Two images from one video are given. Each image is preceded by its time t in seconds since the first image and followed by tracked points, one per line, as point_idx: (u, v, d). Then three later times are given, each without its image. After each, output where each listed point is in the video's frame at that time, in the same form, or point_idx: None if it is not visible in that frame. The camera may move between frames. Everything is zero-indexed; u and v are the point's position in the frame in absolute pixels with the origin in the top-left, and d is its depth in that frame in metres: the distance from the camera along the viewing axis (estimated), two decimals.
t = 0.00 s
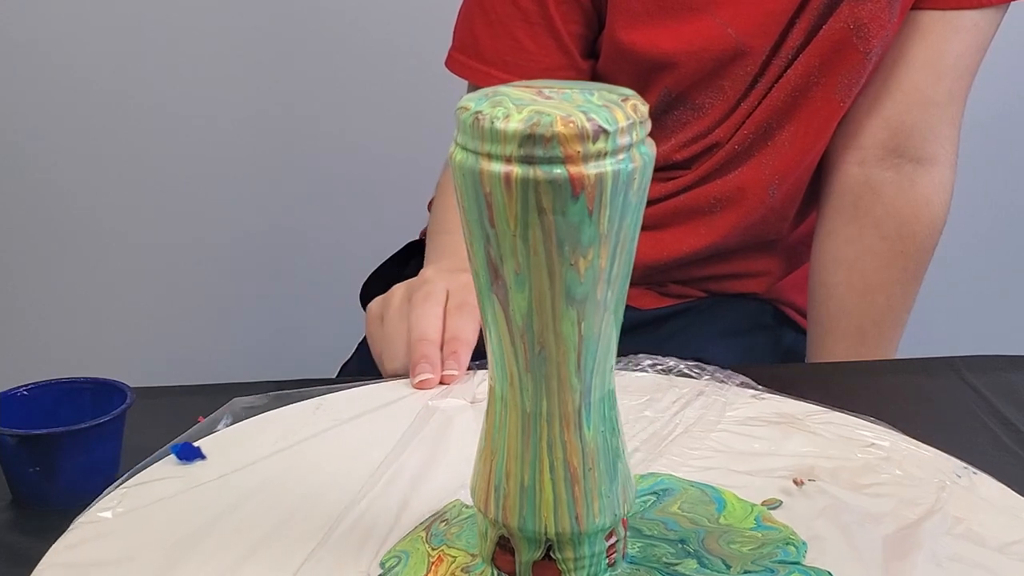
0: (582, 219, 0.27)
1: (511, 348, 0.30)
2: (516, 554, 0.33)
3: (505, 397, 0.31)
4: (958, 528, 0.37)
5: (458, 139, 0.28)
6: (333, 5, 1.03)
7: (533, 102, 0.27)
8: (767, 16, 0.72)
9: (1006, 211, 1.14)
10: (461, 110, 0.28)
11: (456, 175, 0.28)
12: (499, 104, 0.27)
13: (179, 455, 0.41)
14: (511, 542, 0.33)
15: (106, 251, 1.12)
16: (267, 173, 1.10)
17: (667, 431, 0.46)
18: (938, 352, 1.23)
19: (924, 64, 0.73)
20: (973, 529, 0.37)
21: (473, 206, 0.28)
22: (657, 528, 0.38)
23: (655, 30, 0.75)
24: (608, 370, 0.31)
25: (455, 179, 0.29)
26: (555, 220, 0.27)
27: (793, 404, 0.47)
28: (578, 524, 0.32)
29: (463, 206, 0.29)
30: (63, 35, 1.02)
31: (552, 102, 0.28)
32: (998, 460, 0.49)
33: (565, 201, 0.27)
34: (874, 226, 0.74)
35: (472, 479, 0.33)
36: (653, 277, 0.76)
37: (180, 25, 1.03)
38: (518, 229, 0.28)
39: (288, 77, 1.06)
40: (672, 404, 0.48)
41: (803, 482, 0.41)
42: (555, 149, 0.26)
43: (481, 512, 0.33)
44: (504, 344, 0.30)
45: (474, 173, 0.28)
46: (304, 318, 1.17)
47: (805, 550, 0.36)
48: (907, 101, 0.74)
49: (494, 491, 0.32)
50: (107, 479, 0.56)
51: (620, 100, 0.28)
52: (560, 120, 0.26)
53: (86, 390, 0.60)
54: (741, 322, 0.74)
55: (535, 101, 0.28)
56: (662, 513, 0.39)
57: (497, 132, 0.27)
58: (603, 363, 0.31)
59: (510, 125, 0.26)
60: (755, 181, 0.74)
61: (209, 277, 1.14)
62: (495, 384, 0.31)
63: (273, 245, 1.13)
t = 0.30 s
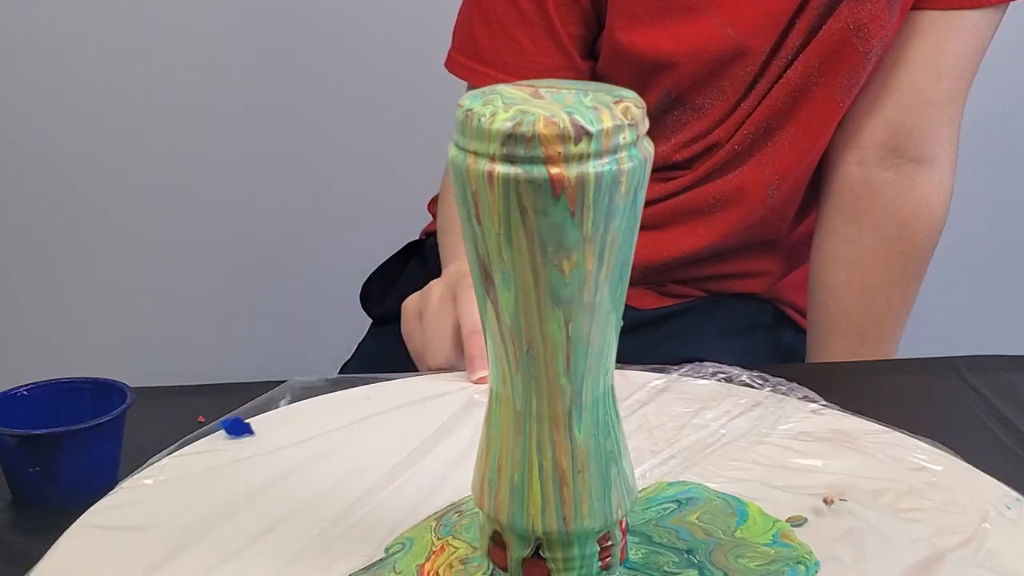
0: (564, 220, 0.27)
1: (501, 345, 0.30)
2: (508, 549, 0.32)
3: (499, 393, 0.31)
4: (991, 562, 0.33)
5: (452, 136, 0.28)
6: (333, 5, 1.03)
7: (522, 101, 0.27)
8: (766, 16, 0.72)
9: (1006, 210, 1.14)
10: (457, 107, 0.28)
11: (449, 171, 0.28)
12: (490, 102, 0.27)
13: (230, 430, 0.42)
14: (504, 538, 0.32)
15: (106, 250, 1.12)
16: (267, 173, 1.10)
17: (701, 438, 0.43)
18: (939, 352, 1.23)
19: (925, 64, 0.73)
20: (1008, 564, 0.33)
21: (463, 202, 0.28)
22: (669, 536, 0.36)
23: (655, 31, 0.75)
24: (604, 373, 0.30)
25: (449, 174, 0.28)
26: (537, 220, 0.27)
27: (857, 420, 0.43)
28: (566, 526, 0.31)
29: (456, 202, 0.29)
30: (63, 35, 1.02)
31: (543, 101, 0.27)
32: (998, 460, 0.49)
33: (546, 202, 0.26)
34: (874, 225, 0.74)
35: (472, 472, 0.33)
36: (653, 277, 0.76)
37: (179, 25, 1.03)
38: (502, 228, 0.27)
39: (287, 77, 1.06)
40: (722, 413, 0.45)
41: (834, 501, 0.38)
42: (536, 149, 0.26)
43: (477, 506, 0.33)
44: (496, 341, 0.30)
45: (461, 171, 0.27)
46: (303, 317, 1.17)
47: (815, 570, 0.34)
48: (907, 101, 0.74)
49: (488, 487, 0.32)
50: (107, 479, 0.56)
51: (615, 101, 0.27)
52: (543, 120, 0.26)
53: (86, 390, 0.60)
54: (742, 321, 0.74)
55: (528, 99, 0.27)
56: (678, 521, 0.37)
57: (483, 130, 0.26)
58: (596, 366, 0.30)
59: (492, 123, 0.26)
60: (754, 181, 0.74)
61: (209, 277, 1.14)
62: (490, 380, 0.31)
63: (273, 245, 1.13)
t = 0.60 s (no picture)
0: (543, 220, 0.27)
1: (492, 340, 0.30)
2: (498, 544, 0.32)
3: (491, 388, 0.31)
4: None
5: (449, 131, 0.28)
6: (332, 5, 1.04)
7: (510, 100, 0.27)
8: (765, 16, 0.73)
9: (1006, 210, 1.14)
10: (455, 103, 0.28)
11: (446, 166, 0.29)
12: (483, 99, 0.27)
13: (293, 406, 0.44)
14: (495, 533, 0.32)
15: (106, 250, 1.12)
16: (266, 173, 1.10)
17: (747, 451, 0.41)
18: (940, 353, 1.23)
19: (924, 63, 0.73)
20: None
21: (454, 197, 0.28)
22: (678, 547, 0.35)
23: (654, 29, 0.75)
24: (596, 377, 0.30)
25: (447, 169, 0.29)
26: (516, 218, 0.27)
27: (931, 449, 0.40)
28: (551, 526, 0.30)
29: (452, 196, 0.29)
30: (63, 35, 1.03)
31: (533, 100, 0.27)
32: (998, 460, 0.50)
33: (524, 201, 0.26)
34: (874, 224, 0.74)
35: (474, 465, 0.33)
36: (653, 277, 0.76)
37: (179, 25, 1.03)
38: (486, 224, 0.27)
39: (286, 77, 1.06)
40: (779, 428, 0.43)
41: (862, 527, 0.36)
42: (514, 148, 0.26)
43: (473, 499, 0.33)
44: (488, 336, 0.30)
45: (451, 167, 0.28)
46: (302, 317, 1.17)
47: None
48: (906, 101, 0.74)
49: (481, 480, 0.32)
50: (107, 479, 0.56)
51: (606, 103, 0.27)
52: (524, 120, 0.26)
53: (86, 390, 0.60)
54: (742, 322, 0.74)
55: (520, 98, 0.27)
56: (691, 532, 0.36)
57: (467, 127, 0.26)
58: (585, 368, 0.29)
59: (475, 121, 0.26)
60: (753, 180, 0.74)
61: (208, 277, 1.14)
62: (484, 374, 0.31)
63: (272, 245, 1.13)
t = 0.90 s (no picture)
0: (525, 219, 0.27)
1: (487, 334, 0.30)
2: (493, 538, 0.33)
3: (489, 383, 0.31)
4: None
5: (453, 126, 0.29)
6: (332, 6, 1.04)
7: (504, 98, 0.27)
8: (766, 15, 0.73)
9: (1007, 211, 1.14)
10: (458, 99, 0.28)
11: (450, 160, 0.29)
12: (481, 97, 0.27)
13: (353, 390, 0.48)
14: (492, 526, 0.32)
15: (106, 251, 1.12)
16: (266, 173, 1.10)
17: (790, 469, 0.41)
18: (942, 354, 1.22)
19: (925, 64, 0.73)
20: None
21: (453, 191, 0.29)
22: (683, 558, 0.35)
23: (655, 28, 0.75)
24: (589, 380, 0.30)
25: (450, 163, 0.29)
26: (500, 216, 0.27)
27: (988, 478, 0.39)
28: (540, 524, 0.31)
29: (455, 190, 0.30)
30: (64, 36, 1.03)
31: (527, 99, 0.27)
32: (997, 459, 0.49)
33: (507, 199, 0.27)
34: (875, 225, 0.74)
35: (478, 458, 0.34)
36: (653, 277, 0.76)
37: (179, 25, 1.03)
38: (475, 220, 0.28)
39: (286, 77, 1.06)
40: (832, 446, 0.42)
41: (881, 554, 0.35)
42: (498, 147, 0.26)
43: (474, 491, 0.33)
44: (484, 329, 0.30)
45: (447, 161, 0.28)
46: (302, 318, 1.17)
47: None
48: (908, 101, 0.74)
49: (478, 472, 0.32)
50: (107, 479, 0.56)
51: (598, 103, 0.27)
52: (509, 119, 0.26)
53: (86, 390, 0.60)
54: (742, 322, 0.73)
55: (516, 96, 0.27)
56: (703, 544, 0.36)
57: (458, 124, 0.27)
58: (576, 369, 0.29)
59: (465, 118, 0.27)
60: (753, 180, 0.74)
61: (208, 277, 1.14)
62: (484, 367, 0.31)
63: (272, 245, 1.13)
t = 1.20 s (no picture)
0: (506, 218, 0.27)
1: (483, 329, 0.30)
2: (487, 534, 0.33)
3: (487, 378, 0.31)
4: None
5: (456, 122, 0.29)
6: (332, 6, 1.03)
7: (496, 96, 0.27)
8: (769, 15, 0.72)
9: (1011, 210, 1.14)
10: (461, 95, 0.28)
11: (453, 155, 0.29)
12: (479, 94, 0.27)
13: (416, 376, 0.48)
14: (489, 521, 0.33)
15: (107, 250, 1.12)
16: (266, 173, 1.10)
17: (832, 491, 0.40)
18: (945, 353, 1.22)
19: (929, 64, 0.73)
20: None
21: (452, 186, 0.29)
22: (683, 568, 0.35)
23: (658, 28, 0.75)
24: (578, 383, 0.29)
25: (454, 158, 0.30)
26: (484, 214, 0.27)
27: None
28: (527, 523, 0.31)
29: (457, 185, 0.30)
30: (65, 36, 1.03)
31: (518, 97, 0.27)
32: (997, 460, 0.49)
33: (488, 198, 0.27)
34: (877, 224, 0.74)
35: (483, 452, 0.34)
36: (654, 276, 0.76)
37: (180, 25, 1.03)
38: (464, 216, 0.28)
39: (287, 77, 1.06)
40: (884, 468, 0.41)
41: None
42: (482, 145, 0.26)
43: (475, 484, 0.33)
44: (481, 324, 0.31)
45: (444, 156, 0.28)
46: (303, 317, 1.16)
47: None
48: (911, 101, 0.73)
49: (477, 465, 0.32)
50: (106, 479, 0.56)
51: (585, 104, 0.26)
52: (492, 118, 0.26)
53: (86, 390, 0.60)
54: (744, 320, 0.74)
55: (509, 95, 0.27)
56: (708, 557, 0.35)
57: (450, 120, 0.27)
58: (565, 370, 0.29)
59: (456, 115, 0.27)
60: (754, 179, 0.74)
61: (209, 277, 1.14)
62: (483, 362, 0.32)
63: (272, 245, 1.13)
